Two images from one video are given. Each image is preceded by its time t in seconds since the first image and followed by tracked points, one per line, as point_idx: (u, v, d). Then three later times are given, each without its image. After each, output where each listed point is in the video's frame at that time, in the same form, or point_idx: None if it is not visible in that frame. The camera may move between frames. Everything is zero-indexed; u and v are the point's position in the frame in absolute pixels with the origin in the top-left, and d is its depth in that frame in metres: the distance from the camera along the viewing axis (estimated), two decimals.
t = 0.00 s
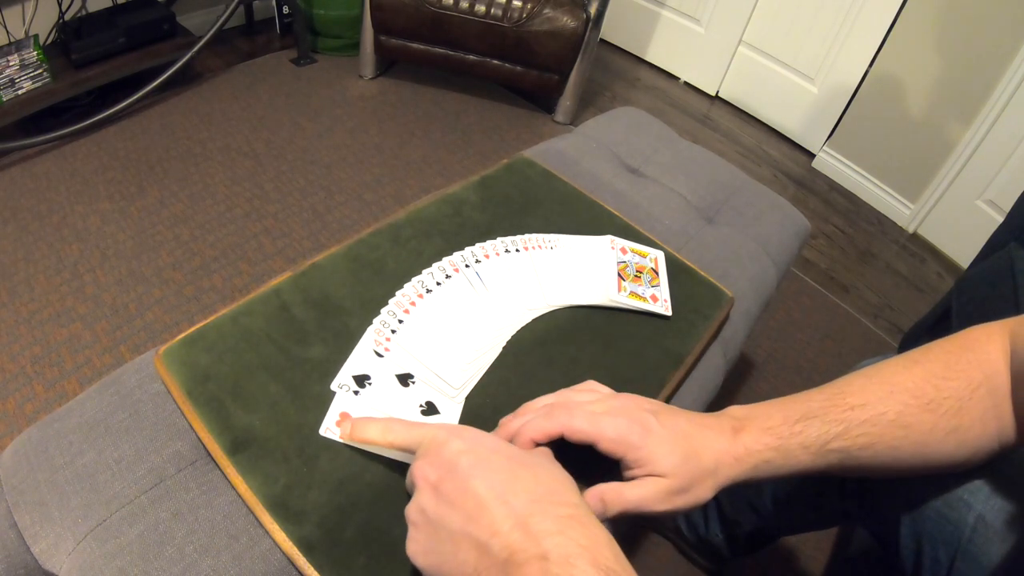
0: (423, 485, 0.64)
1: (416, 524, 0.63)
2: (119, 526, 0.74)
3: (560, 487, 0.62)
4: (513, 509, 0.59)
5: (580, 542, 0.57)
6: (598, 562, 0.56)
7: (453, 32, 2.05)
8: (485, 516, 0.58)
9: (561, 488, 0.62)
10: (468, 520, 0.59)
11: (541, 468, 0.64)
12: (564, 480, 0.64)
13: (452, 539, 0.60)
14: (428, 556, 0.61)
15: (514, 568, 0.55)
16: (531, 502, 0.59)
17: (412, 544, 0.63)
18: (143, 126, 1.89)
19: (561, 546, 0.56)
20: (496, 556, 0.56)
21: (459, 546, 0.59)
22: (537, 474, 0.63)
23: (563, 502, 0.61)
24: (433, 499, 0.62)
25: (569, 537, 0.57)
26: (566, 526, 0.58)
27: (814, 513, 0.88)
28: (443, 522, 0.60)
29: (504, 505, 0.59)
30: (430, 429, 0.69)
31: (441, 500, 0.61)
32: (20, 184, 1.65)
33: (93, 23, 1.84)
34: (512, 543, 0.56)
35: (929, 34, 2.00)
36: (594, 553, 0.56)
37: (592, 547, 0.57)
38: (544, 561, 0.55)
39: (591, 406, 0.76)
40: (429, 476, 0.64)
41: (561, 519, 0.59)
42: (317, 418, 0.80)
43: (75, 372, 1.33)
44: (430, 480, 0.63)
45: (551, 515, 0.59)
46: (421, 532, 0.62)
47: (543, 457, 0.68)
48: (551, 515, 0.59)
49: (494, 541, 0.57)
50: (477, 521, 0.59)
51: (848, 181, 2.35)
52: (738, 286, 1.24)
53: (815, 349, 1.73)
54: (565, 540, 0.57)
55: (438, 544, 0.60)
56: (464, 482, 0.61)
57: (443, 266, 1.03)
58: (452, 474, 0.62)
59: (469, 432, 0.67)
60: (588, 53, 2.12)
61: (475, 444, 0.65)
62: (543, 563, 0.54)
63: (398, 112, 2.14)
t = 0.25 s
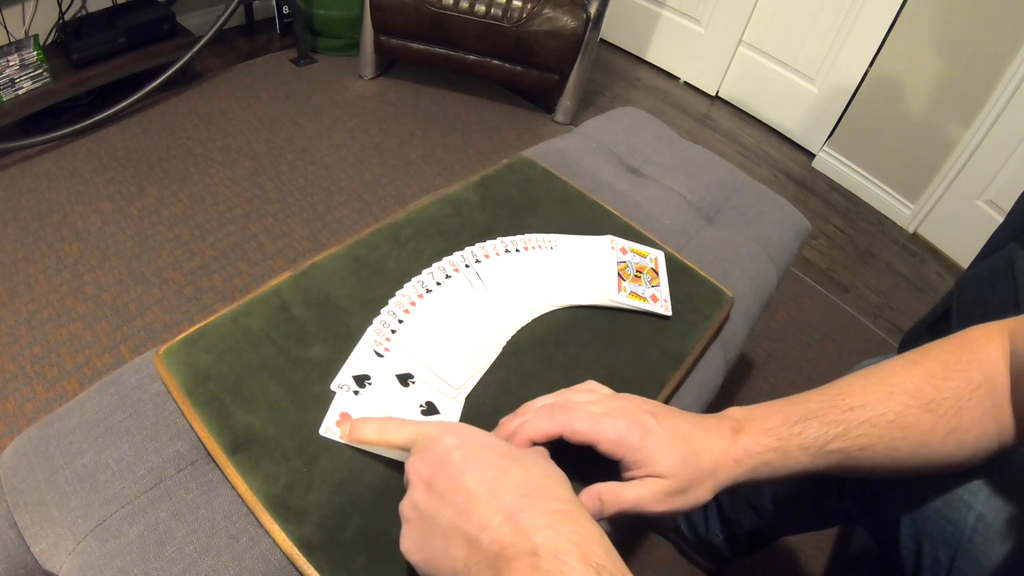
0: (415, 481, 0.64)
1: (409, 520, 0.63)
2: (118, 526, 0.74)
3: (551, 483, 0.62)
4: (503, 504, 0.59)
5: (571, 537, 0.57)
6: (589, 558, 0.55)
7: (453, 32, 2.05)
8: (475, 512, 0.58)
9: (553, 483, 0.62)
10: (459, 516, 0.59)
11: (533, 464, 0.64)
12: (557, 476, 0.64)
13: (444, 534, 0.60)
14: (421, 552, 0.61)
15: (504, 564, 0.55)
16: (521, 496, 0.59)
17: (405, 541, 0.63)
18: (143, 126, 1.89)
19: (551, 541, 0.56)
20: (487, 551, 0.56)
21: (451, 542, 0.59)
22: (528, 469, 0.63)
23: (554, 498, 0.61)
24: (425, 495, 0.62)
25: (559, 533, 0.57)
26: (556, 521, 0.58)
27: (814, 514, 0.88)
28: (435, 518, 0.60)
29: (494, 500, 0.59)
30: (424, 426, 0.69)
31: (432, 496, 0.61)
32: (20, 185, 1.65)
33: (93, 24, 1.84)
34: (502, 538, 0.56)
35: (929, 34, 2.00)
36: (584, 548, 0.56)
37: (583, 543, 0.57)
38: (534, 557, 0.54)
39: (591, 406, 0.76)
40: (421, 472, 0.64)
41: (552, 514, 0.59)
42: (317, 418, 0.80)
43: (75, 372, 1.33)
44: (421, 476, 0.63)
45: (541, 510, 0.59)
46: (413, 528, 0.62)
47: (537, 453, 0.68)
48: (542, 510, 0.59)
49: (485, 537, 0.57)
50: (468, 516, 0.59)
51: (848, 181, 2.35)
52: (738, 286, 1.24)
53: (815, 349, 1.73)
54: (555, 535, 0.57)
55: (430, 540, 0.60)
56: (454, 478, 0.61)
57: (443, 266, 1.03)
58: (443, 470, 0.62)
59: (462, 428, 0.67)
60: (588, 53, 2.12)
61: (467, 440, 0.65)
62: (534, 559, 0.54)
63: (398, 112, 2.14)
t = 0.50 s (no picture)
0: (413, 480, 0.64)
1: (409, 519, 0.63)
2: (119, 526, 0.74)
3: (550, 482, 0.62)
4: (501, 502, 0.59)
5: (569, 535, 0.57)
6: (588, 556, 0.55)
7: (453, 32, 2.04)
8: (474, 510, 0.58)
9: (551, 481, 0.62)
10: (458, 514, 0.59)
11: (532, 462, 0.64)
12: (556, 475, 0.64)
13: (443, 532, 0.60)
14: (420, 551, 0.61)
15: (503, 562, 0.55)
16: (520, 495, 0.60)
17: (405, 540, 0.63)
18: (143, 126, 1.89)
19: (550, 539, 0.56)
20: (486, 549, 0.56)
21: (450, 541, 0.59)
22: (527, 468, 0.63)
23: (553, 496, 0.61)
24: (424, 494, 0.62)
25: (558, 531, 0.57)
26: (555, 519, 0.58)
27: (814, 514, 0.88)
28: (434, 516, 0.61)
29: (493, 498, 0.59)
30: (422, 425, 0.69)
31: (431, 494, 0.62)
32: (20, 185, 1.65)
33: (93, 24, 1.84)
34: (501, 536, 0.56)
35: (929, 34, 2.00)
36: (583, 547, 0.56)
37: (582, 542, 0.57)
38: (533, 555, 0.55)
39: (590, 407, 0.75)
40: (420, 470, 0.64)
41: (550, 512, 0.59)
42: (317, 418, 0.80)
43: (75, 372, 1.33)
44: (421, 474, 0.63)
45: (540, 508, 0.59)
46: (413, 527, 0.62)
47: (537, 452, 0.68)
48: (541, 509, 0.59)
49: (484, 535, 0.57)
50: (467, 515, 0.59)
51: (848, 181, 2.35)
52: (738, 286, 1.24)
53: (815, 349, 1.73)
54: (554, 534, 0.57)
55: (430, 538, 0.61)
56: (453, 476, 0.61)
57: (443, 266, 1.03)
58: (442, 469, 0.62)
59: (460, 427, 0.67)
60: (588, 53, 2.12)
61: (466, 439, 0.65)
62: (532, 557, 0.54)
63: (398, 113, 2.14)
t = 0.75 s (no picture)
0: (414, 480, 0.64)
1: (409, 518, 0.63)
2: (119, 525, 0.74)
3: (550, 481, 0.62)
4: (501, 501, 0.59)
5: (569, 534, 0.57)
6: (588, 556, 0.56)
7: (453, 32, 2.04)
8: (474, 509, 0.58)
9: (550, 481, 0.62)
10: (458, 513, 0.59)
11: (532, 461, 0.64)
12: (556, 475, 0.64)
13: (443, 531, 0.60)
14: (421, 551, 0.61)
15: (504, 561, 0.55)
16: (519, 494, 0.60)
17: (405, 539, 0.63)
18: (143, 126, 1.89)
19: (550, 539, 0.56)
20: (486, 548, 0.56)
21: (449, 539, 0.59)
22: (527, 467, 0.63)
23: (552, 495, 0.61)
24: (424, 493, 0.62)
25: (558, 530, 0.57)
26: (555, 519, 0.58)
27: (814, 515, 0.88)
28: (434, 515, 0.61)
29: (493, 497, 0.59)
30: (423, 424, 0.69)
31: (432, 493, 0.62)
32: (20, 184, 1.65)
33: (92, 24, 1.84)
34: (502, 536, 0.56)
35: (929, 34, 2.00)
36: (583, 546, 0.56)
37: (582, 541, 0.57)
38: (533, 555, 0.55)
39: (589, 406, 0.75)
40: (421, 469, 0.64)
41: (550, 512, 0.59)
42: (317, 418, 0.80)
43: (75, 372, 1.33)
44: (420, 473, 0.63)
45: (540, 508, 0.59)
46: (413, 526, 0.62)
47: (537, 451, 0.68)
48: (541, 508, 0.59)
49: (484, 534, 0.57)
50: (466, 514, 0.59)
51: (848, 181, 2.35)
52: (738, 286, 1.24)
53: (815, 349, 1.73)
54: (553, 533, 0.57)
55: (430, 538, 0.61)
56: (453, 475, 0.61)
57: (443, 266, 1.03)
58: (442, 468, 0.62)
59: (460, 426, 0.67)
60: (588, 53, 2.12)
61: (466, 438, 0.65)
62: (532, 556, 0.54)
63: (398, 112, 2.14)
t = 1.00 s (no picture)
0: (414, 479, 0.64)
1: (409, 518, 0.63)
2: (119, 525, 0.74)
3: (550, 480, 0.62)
4: (501, 501, 0.59)
5: (569, 534, 0.57)
6: (588, 555, 0.56)
7: (453, 32, 2.04)
8: (474, 508, 0.58)
9: (550, 480, 0.62)
10: (458, 512, 0.59)
11: (532, 461, 0.64)
12: (556, 475, 0.64)
13: (443, 531, 0.60)
14: (421, 550, 0.61)
15: (503, 561, 0.55)
16: (519, 493, 0.60)
17: (405, 538, 0.63)
18: (143, 127, 1.89)
19: (550, 539, 0.56)
20: (486, 548, 0.56)
21: (449, 539, 0.59)
22: (527, 467, 0.63)
23: (552, 494, 0.61)
24: (424, 492, 0.62)
25: (558, 530, 0.57)
26: (554, 518, 0.58)
27: (814, 516, 0.88)
28: (434, 515, 0.61)
29: (492, 497, 0.59)
30: (422, 423, 0.69)
31: (432, 492, 0.62)
32: (20, 185, 1.65)
33: (93, 24, 1.84)
34: (502, 535, 0.56)
35: (929, 34, 2.00)
36: (583, 546, 0.56)
37: (582, 541, 0.57)
38: (533, 554, 0.54)
39: (588, 405, 0.75)
40: (421, 469, 0.64)
41: (550, 511, 0.59)
42: (317, 418, 0.80)
43: (75, 372, 1.33)
44: (421, 473, 0.63)
45: (540, 508, 0.59)
46: (413, 525, 0.62)
47: (536, 450, 0.68)
48: (540, 508, 0.59)
49: (484, 534, 0.57)
50: (466, 513, 0.59)
51: (848, 181, 2.35)
52: (738, 286, 1.24)
53: (815, 349, 1.73)
54: (553, 533, 0.57)
55: (430, 538, 0.61)
56: (453, 474, 0.61)
57: (443, 266, 1.03)
58: (442, 467, 0.62)
59: (460, 425, 0.67)
60: (588, 53, 2.12)
61: (466, 438, 0.65)
62: (532, 556, 0.54)
63: (399, 112, 2.14)
